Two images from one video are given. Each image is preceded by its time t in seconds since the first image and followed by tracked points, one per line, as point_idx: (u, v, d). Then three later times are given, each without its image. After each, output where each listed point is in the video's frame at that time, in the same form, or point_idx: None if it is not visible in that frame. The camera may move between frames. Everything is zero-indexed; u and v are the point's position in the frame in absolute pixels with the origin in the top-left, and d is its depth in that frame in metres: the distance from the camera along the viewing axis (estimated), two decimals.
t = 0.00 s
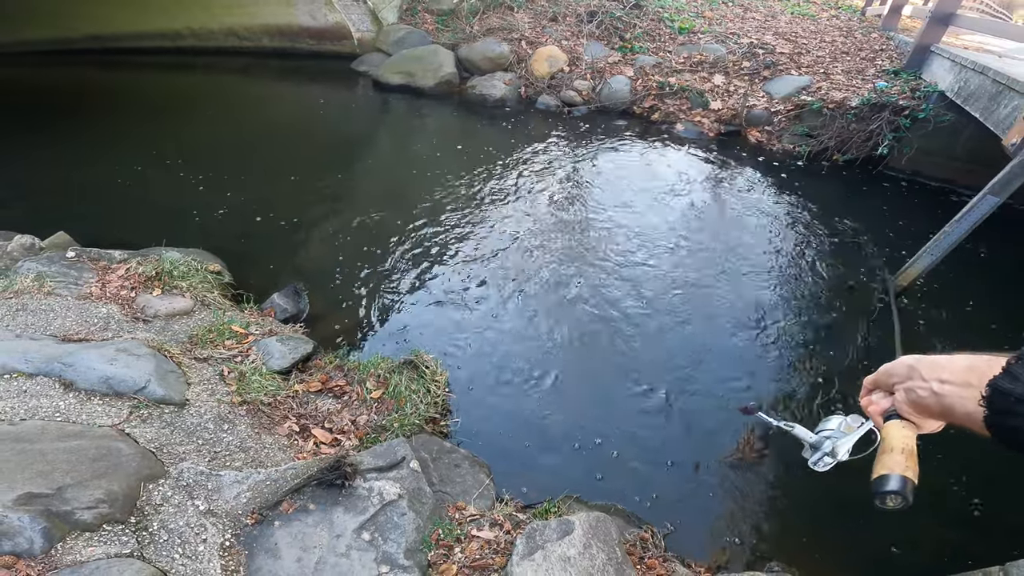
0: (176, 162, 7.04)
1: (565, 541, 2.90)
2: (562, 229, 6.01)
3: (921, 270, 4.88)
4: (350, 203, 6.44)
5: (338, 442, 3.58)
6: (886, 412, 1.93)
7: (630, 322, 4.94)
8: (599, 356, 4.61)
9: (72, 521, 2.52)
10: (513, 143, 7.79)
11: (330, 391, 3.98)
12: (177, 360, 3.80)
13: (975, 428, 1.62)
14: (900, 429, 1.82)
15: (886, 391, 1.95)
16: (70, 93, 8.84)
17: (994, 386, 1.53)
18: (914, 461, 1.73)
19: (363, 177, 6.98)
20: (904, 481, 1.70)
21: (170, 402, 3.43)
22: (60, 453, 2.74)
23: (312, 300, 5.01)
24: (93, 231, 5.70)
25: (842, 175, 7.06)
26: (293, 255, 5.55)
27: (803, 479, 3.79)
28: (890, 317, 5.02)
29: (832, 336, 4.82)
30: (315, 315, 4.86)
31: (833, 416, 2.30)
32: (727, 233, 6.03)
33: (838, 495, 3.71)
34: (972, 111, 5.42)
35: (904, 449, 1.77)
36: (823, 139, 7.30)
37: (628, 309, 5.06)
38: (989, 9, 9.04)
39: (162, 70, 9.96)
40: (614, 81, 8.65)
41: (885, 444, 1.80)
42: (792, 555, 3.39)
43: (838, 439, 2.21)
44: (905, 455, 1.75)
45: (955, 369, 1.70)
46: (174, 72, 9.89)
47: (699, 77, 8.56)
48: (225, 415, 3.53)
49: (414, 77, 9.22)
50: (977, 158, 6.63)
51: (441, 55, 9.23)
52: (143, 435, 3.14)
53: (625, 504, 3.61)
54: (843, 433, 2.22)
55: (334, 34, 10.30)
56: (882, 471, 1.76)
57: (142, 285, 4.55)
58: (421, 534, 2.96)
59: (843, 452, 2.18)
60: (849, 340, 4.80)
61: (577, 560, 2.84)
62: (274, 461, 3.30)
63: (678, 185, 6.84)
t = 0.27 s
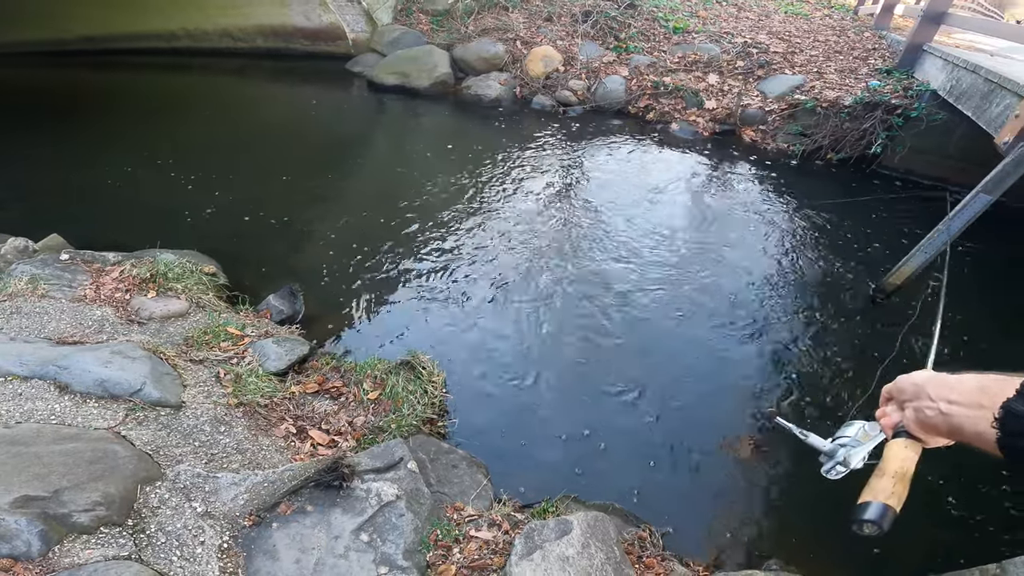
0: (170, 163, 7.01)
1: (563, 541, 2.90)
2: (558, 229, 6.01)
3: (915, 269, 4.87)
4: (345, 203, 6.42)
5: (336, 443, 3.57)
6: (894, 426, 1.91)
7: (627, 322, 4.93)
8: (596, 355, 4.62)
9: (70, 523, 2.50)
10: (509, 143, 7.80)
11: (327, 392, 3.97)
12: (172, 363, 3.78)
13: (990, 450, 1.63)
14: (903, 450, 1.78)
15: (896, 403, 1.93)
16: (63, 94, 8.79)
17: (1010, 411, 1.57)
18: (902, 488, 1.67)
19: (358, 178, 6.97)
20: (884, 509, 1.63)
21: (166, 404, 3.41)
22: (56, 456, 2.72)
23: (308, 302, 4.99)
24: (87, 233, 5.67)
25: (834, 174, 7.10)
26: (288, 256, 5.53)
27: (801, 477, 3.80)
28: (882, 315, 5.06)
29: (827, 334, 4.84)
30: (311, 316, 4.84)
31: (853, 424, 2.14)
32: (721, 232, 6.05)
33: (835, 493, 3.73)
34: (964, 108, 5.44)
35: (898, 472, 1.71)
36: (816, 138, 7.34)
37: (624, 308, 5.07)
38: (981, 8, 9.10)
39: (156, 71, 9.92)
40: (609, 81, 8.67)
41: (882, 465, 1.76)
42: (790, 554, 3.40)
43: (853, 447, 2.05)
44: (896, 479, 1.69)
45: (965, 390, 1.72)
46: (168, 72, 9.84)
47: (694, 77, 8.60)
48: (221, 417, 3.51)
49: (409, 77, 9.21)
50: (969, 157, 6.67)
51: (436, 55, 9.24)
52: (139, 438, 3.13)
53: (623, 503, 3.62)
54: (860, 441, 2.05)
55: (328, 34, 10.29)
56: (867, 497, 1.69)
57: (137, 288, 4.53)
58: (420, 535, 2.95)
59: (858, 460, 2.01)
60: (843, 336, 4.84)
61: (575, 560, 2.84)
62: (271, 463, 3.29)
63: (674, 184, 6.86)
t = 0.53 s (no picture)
0: (148, 168, 6.90)
1: (555, 541, 2.89)
2: (543, 229, 6.00)
3: (894, 263, 4.94)
4: (329, 206, 6.37)
5: (323, 447, 3.52)
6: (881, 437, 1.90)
7: (614, 321, 4.94)
8: (583, 354, 4.61)
9: (54, 532, 2.44)
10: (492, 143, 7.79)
11: (313, 397, 3.90)
12: (153, 370, 3.71)
13: (969, 471, 1.59)
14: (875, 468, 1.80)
15: (882, 410, 1.93)
16: (37, 98, 8.62)
17: (997, 436, 1.51)
18: (867, 508, 1.69)
19: (341, 180, 6.91)
20: (845, 530, 1.64)
21: (148, 412, 3.35)
22: (36, 465, 2.65)
23: (291, 307, 4.93)
24: (64, 239, 5.56)
25: (814, 170, 7.19)
26: (272, 261, 5.47)
27: (789, 471, 3.82)
28: (864, 309, 5.11)
29: (810, 329, 4.89)
30: (296, 321, 4.78)
31: (837, 419, 1.99)
32: (705, 230, 6.10)
33: (822, 486, 3.76)
34: (938, 105, 5.47)
35: (866, 491, 1.73)
36: (796, 135, 7.45)
37: (610, 307, 5.08)
38: (953, 5, 9.27)
39: (133, 74, 9.77)
40: (592, 80, 8.71)
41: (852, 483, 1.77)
42: (779, 550, 3.42)
43: (833, 448, 1.92)
44: (862, 498, 1.71)
45: (949, 409, 1.69)
46: (145, 75, 9.67)
47: (675, 75, 8.66)
48: (205, 424, 3.45)
49: (391, 78, 9.17)
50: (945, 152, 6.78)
51: (418, 56, 9.22)
52: (121, 446, 3.06)
53: (614, 501, 3.62)
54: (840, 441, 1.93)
55: (308, 36, 10.23)
56: (830, 518, 1.70)
57: (115, 295, 4.44)
58: (410, 538, 2.93)
59: (837, 462, 1.90)
60: (827, 330, 4.89)
61: (567, 560, 2.82)
62: (258, 469, 3.23)
63: (657, 183, 6.90)
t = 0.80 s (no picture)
0: (123, 174, 6.79)
1: (543, 540, 2.90)
2: (525, 229, 6.01)
3: (869, 255, 5.01)
4: (309, 210, 6.33)
5: (308, 452, 3.50)
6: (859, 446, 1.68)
7: (597, 320, 4.95)
8: (568, 353, 4.62)
9: (33, 543, 2.39)
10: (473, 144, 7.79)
11: (297, 401, 3.86)
12: (131, 378, 3.66)
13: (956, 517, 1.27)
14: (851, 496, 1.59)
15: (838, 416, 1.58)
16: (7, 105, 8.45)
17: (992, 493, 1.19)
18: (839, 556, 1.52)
19: (321, 183, 6.87)
20: None
21: (126, 420, 3.30)
22: (13, 475, 2.61)
23: (272, 312, 4.88)
24: (38, 248, 5.46)
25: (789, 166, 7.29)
26: (252, 266, 5.42)
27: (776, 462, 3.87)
28: (842, 301, 5.19)
29: (790, 323, 4.95)
30: (277, 326, 4.73)
31: (801, 431, 2.11)
32: (685, 226, 6.15)
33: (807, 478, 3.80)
34: (906, 99, 5.52)
35: (839, 531, 1.54)
36: (771, 131, 7.54)
37: (593, 304, 5.10)
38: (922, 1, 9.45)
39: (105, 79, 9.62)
40: (571, 79, 8.75)
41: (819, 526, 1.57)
42: (766, 543, 3.45)
43: (805, 461, 2.03)
44: (834, 544, 1.53)
45: (924, 441, 1.34)
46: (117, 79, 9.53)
47: (653, 73, 8.73)
48: (186, 431, 3.41)
49: (370, 80, 9.12)
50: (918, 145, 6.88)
51: (397, 57, 9.20)
52: (99, 454, 3.02)
53: (601, 498, 3.63)
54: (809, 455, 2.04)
55: (283, 38, 10.23)
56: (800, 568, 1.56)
57: (90, 303, 4.37)
58: (399, 540, 2.92)
59: (808, 475, 2.00)
60: (807, 323, 4.94)
61: (556, 558, 2.83)
62: (242, 475, 3.20)
63: (637, 181, 6.95)
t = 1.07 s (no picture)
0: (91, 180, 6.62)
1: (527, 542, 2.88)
2: (503, 230, 6.00)
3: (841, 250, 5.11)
4: (285, 215, 6.27)
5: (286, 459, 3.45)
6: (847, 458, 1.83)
7: (577, 320, 4.95)
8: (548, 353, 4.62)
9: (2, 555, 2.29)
10: (451, 145, 7.78)
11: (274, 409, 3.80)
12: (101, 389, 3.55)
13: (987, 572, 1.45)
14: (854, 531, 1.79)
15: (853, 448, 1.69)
16: None
17: None
18: None
19: (296, 188, 6.82)
20: None
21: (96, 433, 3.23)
22: None
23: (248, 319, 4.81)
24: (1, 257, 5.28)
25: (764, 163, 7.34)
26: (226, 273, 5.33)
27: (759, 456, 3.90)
28: (817, 295, 5.23)
29: (768, 318, 4.99)
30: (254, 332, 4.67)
31: (766, 433, 2.13)
32: (661, 225, 6.17)
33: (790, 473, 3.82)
34: (874, 95, 5.56)
35: None
36: (745, 129, 7.57)
37: (571, 304, 5.11)
38: None
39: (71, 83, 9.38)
40: (548, 79, 8.76)
41: None
42: (752, 539, 3.46)
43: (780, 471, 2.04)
44: None
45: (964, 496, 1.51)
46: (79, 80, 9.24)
47: (629, 72, 8.77)
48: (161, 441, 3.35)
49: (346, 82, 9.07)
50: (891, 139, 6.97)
51: (373, 60, 9.17)
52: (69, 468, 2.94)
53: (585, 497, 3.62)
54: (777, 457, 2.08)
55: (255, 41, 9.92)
56: None
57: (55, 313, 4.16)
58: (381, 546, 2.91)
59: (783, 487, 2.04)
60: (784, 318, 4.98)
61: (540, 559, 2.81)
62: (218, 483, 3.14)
63: (614, 180, 6.95)
